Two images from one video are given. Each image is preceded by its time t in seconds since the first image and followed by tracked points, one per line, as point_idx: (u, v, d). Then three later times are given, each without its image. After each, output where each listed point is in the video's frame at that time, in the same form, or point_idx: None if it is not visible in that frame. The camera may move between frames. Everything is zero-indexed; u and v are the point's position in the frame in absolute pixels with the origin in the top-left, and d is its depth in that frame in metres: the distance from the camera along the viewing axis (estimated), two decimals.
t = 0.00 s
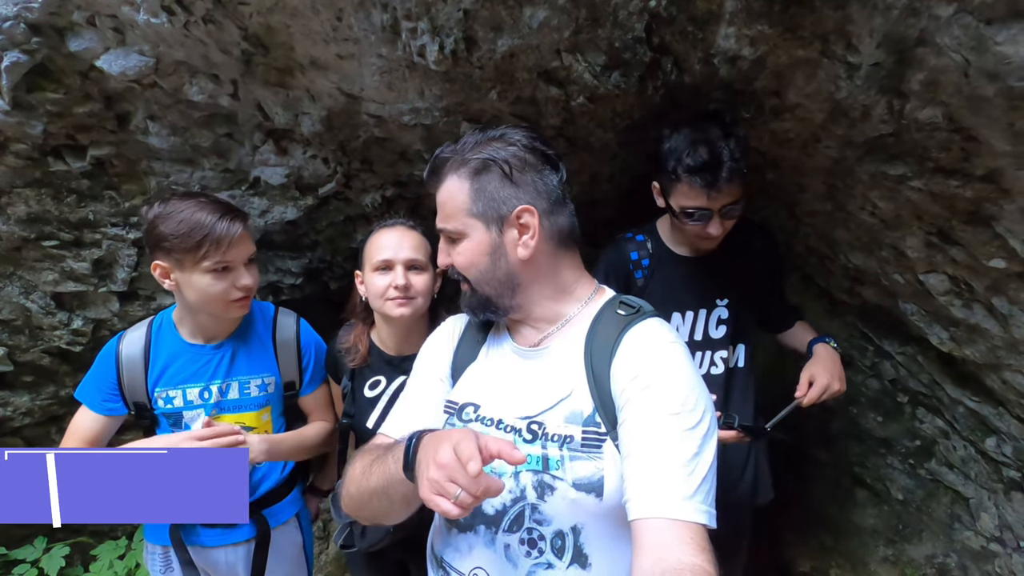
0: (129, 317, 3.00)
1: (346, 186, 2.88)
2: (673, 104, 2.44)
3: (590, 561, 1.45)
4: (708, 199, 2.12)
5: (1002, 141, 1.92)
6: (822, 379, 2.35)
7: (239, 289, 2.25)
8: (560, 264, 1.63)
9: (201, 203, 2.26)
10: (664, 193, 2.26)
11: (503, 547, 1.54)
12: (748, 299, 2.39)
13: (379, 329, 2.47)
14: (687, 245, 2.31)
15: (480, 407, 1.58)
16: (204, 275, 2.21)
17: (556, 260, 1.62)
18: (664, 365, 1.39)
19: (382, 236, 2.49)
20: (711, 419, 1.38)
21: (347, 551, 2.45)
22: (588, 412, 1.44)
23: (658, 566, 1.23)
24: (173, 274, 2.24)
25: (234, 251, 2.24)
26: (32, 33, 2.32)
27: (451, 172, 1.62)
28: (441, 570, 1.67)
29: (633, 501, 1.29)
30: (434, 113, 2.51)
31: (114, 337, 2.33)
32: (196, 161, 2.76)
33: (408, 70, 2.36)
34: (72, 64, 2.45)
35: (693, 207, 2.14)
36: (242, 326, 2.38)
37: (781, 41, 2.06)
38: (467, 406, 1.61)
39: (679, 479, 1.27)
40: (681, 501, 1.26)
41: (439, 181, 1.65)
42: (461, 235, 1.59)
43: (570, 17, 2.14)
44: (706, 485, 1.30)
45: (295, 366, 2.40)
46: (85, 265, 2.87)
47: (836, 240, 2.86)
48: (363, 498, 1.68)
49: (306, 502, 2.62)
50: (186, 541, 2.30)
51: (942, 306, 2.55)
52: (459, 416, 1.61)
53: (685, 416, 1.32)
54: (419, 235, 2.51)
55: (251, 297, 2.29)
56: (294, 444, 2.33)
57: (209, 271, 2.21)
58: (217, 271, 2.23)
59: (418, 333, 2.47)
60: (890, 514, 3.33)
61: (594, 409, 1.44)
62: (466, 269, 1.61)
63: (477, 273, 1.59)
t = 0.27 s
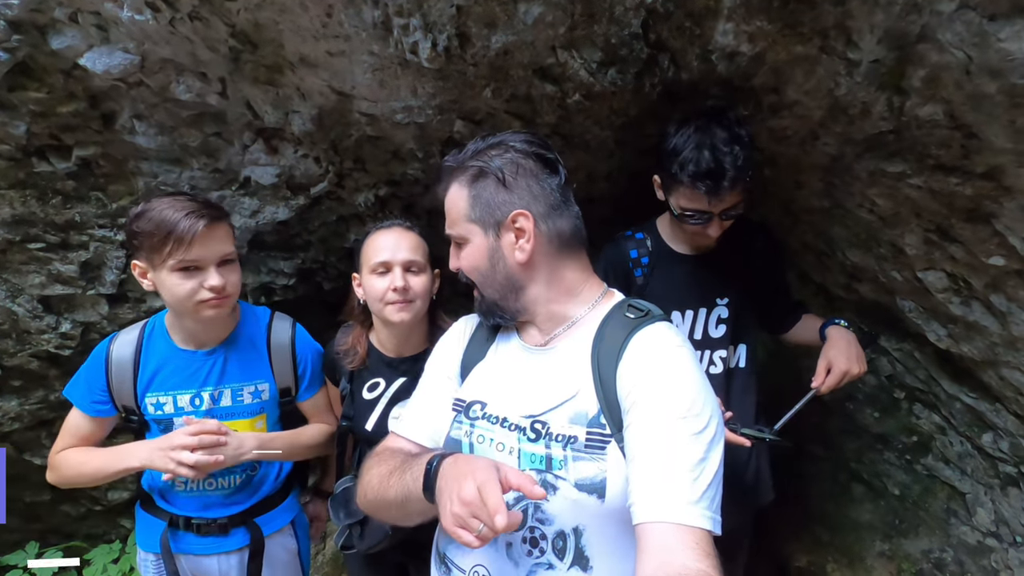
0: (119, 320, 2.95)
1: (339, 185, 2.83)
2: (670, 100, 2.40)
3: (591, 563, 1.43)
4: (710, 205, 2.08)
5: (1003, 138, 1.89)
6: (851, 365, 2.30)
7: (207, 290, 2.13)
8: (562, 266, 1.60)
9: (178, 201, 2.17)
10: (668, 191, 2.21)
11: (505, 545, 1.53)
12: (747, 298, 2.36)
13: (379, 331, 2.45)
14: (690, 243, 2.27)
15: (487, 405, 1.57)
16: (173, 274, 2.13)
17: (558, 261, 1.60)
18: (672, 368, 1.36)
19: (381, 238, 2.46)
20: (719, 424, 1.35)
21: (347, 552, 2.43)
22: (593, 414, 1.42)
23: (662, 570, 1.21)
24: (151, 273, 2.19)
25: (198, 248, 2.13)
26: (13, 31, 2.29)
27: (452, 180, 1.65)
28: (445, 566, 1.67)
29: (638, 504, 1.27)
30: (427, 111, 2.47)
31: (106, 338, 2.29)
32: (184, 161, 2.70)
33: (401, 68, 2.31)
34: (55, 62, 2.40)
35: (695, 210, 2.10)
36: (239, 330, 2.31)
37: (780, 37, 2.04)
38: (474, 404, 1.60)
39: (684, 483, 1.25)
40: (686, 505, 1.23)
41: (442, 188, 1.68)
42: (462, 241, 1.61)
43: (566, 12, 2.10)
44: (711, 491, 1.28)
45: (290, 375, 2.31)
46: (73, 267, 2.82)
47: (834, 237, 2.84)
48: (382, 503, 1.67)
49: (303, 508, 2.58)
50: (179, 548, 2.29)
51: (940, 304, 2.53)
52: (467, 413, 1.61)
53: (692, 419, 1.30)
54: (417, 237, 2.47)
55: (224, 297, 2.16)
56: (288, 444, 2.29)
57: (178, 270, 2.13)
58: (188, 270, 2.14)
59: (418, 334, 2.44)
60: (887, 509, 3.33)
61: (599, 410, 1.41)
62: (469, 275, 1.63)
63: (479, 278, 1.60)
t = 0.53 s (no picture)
0: (110, 319, 2.90)
1: (333, 183, 2.79)
2: (670, 99, 2.36)
3: (594, 567, 1.41)
4: (712, 178, 2.07)
5: (1007, 141, 1.86)
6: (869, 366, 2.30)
7: (186, 286, 2.08)
8: (574, 268, 1.61)
9: (163, 196, 2.15)
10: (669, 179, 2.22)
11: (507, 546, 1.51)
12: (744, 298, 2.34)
13: (380, 332, 2.43)
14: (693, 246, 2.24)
15: (491, 408, 1.56)
16: (153, 270, 2.10)
17: (571, 263, 1.60)
18: (674, 372, 1.35)
19: (382, 238, 2.43)
20: (722, 428, 1.34)
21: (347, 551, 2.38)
22: (597, 417, 1.40)
23: None
24: (136, 271, 2.17)
25: (173, 243, 2.09)
26: None
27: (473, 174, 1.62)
28: (447, 566, 1.66)
29: (642, 508, 1.25)
30: (423, 109, 2.43)
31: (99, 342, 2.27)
32: (175, 158, 2.65)
33: (396, 65, 2.27)
34: (40, 57, 2.34)
35: (698, 185, 2.08)
36: (231, 331, 2.27)
37: (783, 36, 2.00)
38: (477, 407, 1.58)
39: (689, 487, 1.23)
40: (690, 510, 1.22)
41: (459, 181, 1.66)
42: (478, 235, 1.58)
43: (564, 9, 2.06)
44: (715, 495, 1.26)
45: (285, 377, 2.28)
46: (62, 266, 2.77)
47: (834, 236, 2.82)
48: (392, 508, 1.64)
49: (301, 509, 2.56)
50: (174, 551, 2.28)
51: (938, 304, 2.51)
52: (470, 416, 1.59)
53: (696, 423, 1.28)
54: (419, 237, 2.45)
55: (203, 293, 2.11)
56: (272, 450, 2.25)
57: (157, 266, 2.10)
58: (167, 266, 2.11)
59: (420, 335, 2.42)
60: (881, 506, 3.29)
61: (602, 414, 1.40)
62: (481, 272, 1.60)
63: (490, 275, 1.58)
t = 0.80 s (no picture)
0: (105, 313, 2.89)
1: (328, 177, 2.75)
2: (670, 94, 2.32)
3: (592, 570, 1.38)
4: (706, 163, 2.06)
5: (1014, 141, 1.82)
6: (874, 378, 2.31)
7: (178, 282, 2.06)
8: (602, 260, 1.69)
9: (158, 192, 2.14)
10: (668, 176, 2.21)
11: (504, 550, 1.46)
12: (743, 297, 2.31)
13: (378, 331, 2.42)
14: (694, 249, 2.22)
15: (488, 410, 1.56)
16: (145, 266, 2.08)
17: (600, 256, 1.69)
18: (672, 373, 1.33)
19: (381, 236, 2.41)
20: (722, 429, 1.31)
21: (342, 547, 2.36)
22: (594, 419, 1.39)
23: None
24: (129, 267, 2.15)
25: (165, 239, 2.07)
26: None
27: (547, 146, 1.51)
28: (444, 570, 1.60)
29: (639, 511, 1.23)
30: (419, 103, 2.39)
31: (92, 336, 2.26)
32: (168, 151, 2.62)
33: (391, 58, 2.23)
34: (29, 49, 2.31)
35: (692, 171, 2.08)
36: (225, 330, 2.24)
37: (786, 31, 1.95)
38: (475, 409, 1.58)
39: (686, 490, 1.21)
40: (688, 512, 1.19)
41: (533, 150, 1.50)
42: (563, 210, 1.48)
43: (563, 2, 2.01)
44: (714, 497, 1.23)
45: (280, 377, 2.25)
46: (55, 260, 2.75)
47: (836, 234, 2.77)
48: (388, 484, 1.62)
49: (296, 507, 2.55)
50: (166, 546, 2.28)
51: (940, 304, 2.48)
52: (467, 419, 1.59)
53: (693, 424, 1.26)
54: (418, 235, 2.43)
55: (195, 290, 2.08)
56: (273, 451, 2.24)
57: (148, 262, 2.08)
58: (159, 262, 2.09)
59: (418, 334, 2.40)
60: (878, 503, 3.30)
61: (600, 415, 1.39)
62: (557, 248, 1.48)
63: (573, 254, 1.49)
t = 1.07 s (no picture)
0: (103, 309, 2.91)
1: (323, 174, 2.76)
2: (663, 90, 2.31)
3: (584, 568, 1.38)
4: (685, 152, 2.09)
5: (1006, 136, 1.81)
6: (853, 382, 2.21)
7: (174, 282, 2.07)
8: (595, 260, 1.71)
9: (163, 189, 2.16)
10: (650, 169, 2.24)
11: (496, 550, 1.47)
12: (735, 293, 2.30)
13: (371, 329, 2.43)
14: (679, 244, 2.24)
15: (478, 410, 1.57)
16: (144, 264, 2.10)
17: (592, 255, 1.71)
18: (660, 370, 1.34)
19: (376, 235, 2.42)
20: (711, 426, 1.32)
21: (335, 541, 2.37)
22: (584, 418, 1.40)
23: None
24: (129, 262, 2.16)
25: (164, 238, 2.09)
26: None
27: (555, 142, 1.51)
28: (436, 570, 1.61)
29: (631, 509, 1.24)
30: (412, 100, 2.39)
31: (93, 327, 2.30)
32: (164, 149, 2.63)
33: (383, 55, 2.23)
34: (24, 47, 2.33)
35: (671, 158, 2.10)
36: (222, 330, 2.26)
37: (776, 27, 1.95)
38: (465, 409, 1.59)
39: (677, 486, 1.22)
40: (679, 509, 1.20)
41: (540, 144, 1.51)
42: (566, 206, 1.49)
43: None
44: (705, 494, 1.24)
45: (274, 378, 2.25)
46: (53, 257, 2.78)
47: (832, 230, 2.76)
48: (374, 481, 1.63)
49: (288, 505, 2.57)
50: (157, 539, 2.31)
51: (936, 301, 2.46)
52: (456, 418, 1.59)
53: (683, 421, 1.27)
54: (413, 235, 2.44)
55: (191, 291, 2.10)
56: (263, 453, 2.27)
57: (148, 260, 2.10)
58: (157, 260, 2.11)
59: (410, 333, 2.41)
60: (876, 500, 3.28)
61: (590, 414, 1.39)
62: (558, 244, 1.48)
63: (573, 251, 1.50)
